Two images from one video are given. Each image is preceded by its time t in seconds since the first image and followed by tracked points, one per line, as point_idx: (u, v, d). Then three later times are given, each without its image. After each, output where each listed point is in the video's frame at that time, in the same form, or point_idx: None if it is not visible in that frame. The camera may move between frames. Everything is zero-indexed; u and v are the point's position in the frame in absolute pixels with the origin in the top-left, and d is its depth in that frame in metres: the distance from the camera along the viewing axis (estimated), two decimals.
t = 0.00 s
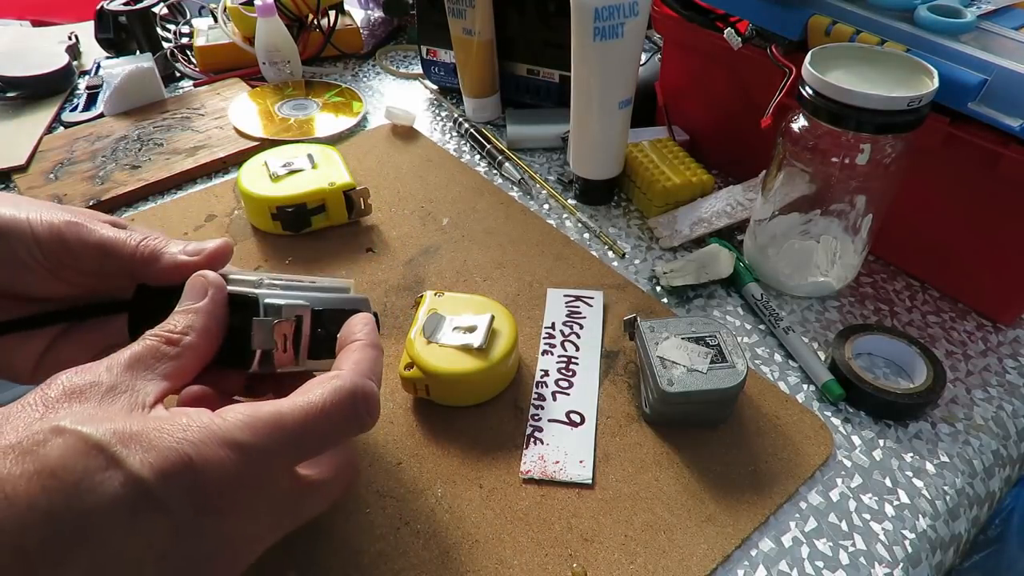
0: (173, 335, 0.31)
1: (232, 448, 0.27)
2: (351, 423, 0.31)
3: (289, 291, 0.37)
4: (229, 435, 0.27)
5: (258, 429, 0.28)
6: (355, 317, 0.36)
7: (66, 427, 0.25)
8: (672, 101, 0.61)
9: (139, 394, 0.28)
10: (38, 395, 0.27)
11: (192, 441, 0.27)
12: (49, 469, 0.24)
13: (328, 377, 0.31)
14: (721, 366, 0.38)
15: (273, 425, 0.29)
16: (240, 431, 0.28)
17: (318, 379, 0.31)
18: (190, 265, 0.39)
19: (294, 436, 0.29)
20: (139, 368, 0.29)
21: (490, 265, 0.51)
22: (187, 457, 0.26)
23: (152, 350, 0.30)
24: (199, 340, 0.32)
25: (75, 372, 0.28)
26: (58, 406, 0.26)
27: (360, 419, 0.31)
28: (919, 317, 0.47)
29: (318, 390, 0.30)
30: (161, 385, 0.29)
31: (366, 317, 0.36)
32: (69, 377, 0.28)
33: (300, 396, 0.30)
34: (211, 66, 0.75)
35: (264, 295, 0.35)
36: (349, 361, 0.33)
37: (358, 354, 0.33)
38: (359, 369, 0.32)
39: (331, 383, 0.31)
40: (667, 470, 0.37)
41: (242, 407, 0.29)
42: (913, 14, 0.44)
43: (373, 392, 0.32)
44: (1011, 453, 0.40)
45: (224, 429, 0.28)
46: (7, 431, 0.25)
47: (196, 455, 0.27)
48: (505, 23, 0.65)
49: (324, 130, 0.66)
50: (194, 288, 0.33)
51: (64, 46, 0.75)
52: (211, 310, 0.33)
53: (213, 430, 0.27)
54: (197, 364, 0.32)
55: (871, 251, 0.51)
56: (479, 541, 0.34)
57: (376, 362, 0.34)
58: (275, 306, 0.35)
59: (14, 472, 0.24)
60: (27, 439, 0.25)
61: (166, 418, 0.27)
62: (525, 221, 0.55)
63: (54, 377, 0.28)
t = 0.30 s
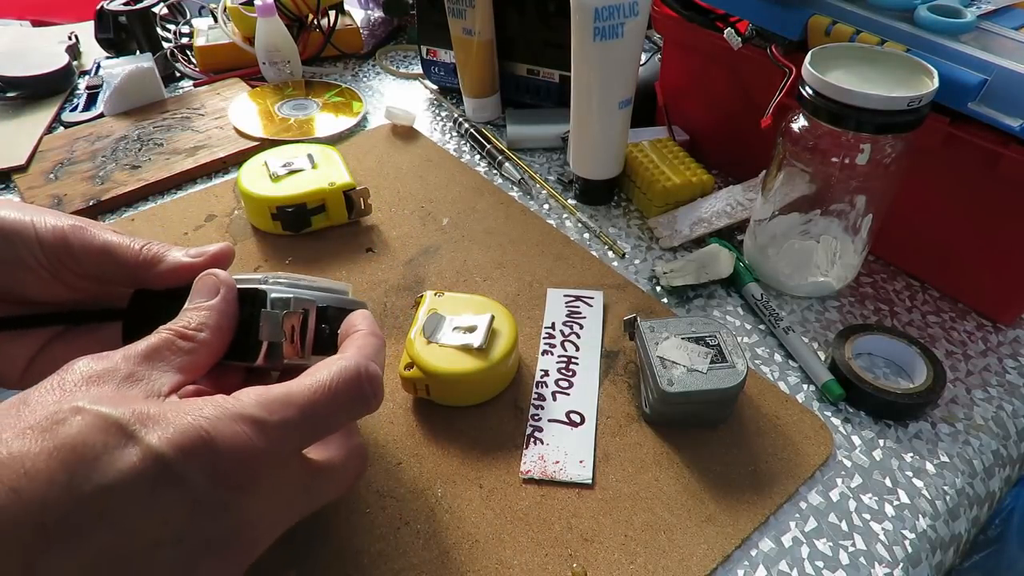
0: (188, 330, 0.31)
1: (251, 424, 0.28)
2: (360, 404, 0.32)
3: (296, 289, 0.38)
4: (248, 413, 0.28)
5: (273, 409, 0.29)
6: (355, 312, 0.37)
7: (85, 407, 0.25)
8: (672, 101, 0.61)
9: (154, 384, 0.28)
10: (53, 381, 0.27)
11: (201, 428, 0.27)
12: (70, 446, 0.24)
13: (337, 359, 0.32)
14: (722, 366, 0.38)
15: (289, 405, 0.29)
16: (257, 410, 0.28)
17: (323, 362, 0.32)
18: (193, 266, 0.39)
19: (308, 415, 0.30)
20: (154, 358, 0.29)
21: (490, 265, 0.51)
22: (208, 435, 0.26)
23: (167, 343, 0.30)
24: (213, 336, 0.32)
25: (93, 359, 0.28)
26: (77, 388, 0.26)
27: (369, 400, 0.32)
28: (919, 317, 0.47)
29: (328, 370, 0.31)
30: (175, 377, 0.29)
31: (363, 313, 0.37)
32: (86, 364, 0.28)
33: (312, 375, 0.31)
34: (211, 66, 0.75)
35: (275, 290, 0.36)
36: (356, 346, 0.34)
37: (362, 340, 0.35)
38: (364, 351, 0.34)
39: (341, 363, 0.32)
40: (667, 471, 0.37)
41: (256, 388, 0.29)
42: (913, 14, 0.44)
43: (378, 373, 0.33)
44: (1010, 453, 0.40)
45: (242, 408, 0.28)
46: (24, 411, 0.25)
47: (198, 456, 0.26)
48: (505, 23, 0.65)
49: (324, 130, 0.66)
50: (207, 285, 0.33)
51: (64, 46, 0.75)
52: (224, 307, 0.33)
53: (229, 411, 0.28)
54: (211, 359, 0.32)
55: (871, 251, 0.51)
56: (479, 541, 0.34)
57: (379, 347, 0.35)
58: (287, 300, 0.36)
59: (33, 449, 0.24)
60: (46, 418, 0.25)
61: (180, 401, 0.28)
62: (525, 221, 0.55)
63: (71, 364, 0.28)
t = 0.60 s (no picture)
0: (194, 337, 0.31)
1: (252, 424, 0.28)
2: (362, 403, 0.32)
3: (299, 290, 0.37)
4: (248, 411, 0.28)
5: (273, 408, 0.29)
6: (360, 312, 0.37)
7: (86, 408, 0.25)
8: (672, 101, 0.61)
9: (158, 389, 0.28)
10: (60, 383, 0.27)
11: (202, 427, 0.27)
12: (71, 446, 0.24)
13: (337, 358, 0.32)
14: (722, 366, 0.38)
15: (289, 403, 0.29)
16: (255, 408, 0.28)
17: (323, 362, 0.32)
18: (196, 268, 0.39)
19: (308, 414, 0.30)
20: (159, 363, 0.29)
21: (490, 265, 0.51)
22: (208, 435, 0.26)
23: (172, 349, 0.30)
24: (218, 344, 0.32)
25: (99, 364, 0.28)
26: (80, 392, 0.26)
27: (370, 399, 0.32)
28: (919, 317, 0.47)
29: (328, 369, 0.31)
30: (180, 382, 0.29)
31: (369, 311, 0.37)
32: (92, 368, 0.28)
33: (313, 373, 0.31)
34: (211, 66, 0.75)
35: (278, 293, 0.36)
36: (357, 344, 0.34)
37: (364, 339, 0.34)
38: (365, 350, 0.33)
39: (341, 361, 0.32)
40: (667, 470, 0.37)
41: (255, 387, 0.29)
42: (913, 14, 0.44)
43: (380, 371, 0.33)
44: (1010, 453, 0.40)
45: (242, 406, 0.28)
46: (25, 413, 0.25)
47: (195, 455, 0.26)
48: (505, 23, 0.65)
49: (324, 130, 0.66)
50: (210, 290, 0.33)
51: (64, 46, 0.75)
52: (229, 313, 0.33)
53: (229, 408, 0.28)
54: (215, 366, 0.32)
55: (871, 250, 0.51)
56: (479, 541, 0.34)
57: (380, 346, 0.35)
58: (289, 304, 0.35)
59: (38, 452, 0.24)
60: (49, 418, 0.25)
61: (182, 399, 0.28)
62: (525, 221, 0.55)
63: (76, 369, 0.28)
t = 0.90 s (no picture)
0: (188, 346, 0.31)
1: (247, 438, 0.28)
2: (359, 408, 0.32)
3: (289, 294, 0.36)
4: (245, 424, 0.28)
5: (269, 420, 0.29)
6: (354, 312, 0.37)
7: (82, 424, 0.25)
8: (672, 101, 0.61)
9: (155, 400, 0.28)
10: (56, 397, 0.27)
11: (204, 434, 0.27)
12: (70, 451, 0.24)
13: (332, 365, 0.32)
14: (721, 366, 0.38)
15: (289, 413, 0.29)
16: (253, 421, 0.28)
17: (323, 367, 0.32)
18: (188, 270, 0.38)
19: (305, 426, 0.30)
20: (152, 374, 0.29)
21: (490, 265, 0.51)
22: (204, 446, 0.26)
23: (165, 358, 0.30)
24: (214, 351, 0.32)
25: (93, 376, 0.28)
26: (76, 407, 0.27)
27: (366, 405, 0.32)
28: (919, 317, 0.47)
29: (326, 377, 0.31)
30: (176, 393, 0.29)
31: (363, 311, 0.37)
32: (87, 381, 0.28)
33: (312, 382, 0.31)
34: (211, 66, 0.75)
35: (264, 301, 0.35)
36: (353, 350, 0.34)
37: (360, 344, 0.34)
38: (361, 356, 0.33)
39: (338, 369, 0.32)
40: (667, 470, 0.37)
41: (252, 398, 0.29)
42: (913, 14, 0.44)
43: (375, 375, 0.33)
44: (1010, 453, 0.40)
45: (239, 419, 0.28)
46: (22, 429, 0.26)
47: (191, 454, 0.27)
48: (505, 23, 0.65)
49: (324, 130, 0.66)
50: (202, 298, 0.32)
51: (64, 46, 0.75)
52: (222, 320, 0.32)
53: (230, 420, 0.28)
54: (212, 373, 0.32)
55: (871, 250, 0.51)
56: (479, 541, 0.34)
57: (375, 352, 0.35)
58: (274, 313, 0.35)
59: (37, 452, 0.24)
60: (44, 436, 0.25)
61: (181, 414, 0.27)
62: (524, 221, 0.55)
63: (71, 382, 0.28)
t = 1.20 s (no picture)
0: (169, 351, 0.30)
1: (227, 446, 0.28)
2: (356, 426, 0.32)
3: (259, 310, 0.33)
4: (224, 434, 0.28)
5: (251, 433, 0.28)
6: (374, 325, 0.37)
7: (60, 439, 0.25)
8: (672, 101, 0.61)
9: (129, 405, 0.28)
10: (36, 404, 0.28)
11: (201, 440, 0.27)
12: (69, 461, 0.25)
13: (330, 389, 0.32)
14: (721, 366, 0.38)
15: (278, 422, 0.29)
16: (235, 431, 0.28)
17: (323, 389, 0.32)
18: (177, 294, 0.34)
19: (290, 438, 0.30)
20: (129, 380, 0.29)
21: (490, 265, 0.51)
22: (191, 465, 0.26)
23: (144, 363, 0.30)
24: (196, 360, 0.31)
25: (70, 383, 0.28)
26: (50, 420, 0.27)
27: (363, 429, 0.33)
28: (919, 317, 0.47)
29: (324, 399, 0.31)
30: (151, 398, 0.29)
31: (385, 328, 0.37)
32: (66, 387, 0.28)
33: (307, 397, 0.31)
34: (211, 66, 0.75)
35: (243, 337, 0.32)
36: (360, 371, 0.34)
37: (369, 362, 0.35)
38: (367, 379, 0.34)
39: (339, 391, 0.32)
40: (667, 470, 0.37)
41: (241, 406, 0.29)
42: (913, 14, 0.44)
43: (379, 403, 0.34)
44: (1010, 453, 0.40)
45: (218, 428, 0.28)
46: None
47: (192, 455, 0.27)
48: (505, 23, 0.65)
49: (324, 130, 0.66)
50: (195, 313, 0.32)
51: (64, 46, 0.75)
52: (212, 332, 0.31)
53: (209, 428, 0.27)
54: (195, 378, 0.31)
55: (870, 250, 0.51)
56: (479, 541, 0.34)
57: (387, 376, 0.35)
58: (258, 347, 0.33)
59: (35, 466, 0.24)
60: (23, 455, 0.25)
61: (160, 419, 0.27)
62: (524, 221, 0.55)
63: (51, 388, 0.28)
